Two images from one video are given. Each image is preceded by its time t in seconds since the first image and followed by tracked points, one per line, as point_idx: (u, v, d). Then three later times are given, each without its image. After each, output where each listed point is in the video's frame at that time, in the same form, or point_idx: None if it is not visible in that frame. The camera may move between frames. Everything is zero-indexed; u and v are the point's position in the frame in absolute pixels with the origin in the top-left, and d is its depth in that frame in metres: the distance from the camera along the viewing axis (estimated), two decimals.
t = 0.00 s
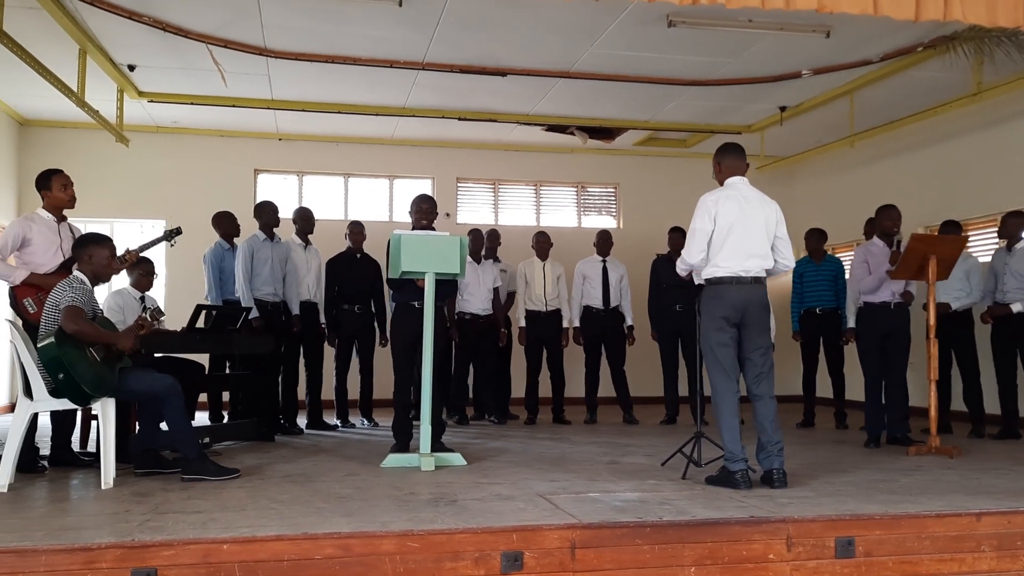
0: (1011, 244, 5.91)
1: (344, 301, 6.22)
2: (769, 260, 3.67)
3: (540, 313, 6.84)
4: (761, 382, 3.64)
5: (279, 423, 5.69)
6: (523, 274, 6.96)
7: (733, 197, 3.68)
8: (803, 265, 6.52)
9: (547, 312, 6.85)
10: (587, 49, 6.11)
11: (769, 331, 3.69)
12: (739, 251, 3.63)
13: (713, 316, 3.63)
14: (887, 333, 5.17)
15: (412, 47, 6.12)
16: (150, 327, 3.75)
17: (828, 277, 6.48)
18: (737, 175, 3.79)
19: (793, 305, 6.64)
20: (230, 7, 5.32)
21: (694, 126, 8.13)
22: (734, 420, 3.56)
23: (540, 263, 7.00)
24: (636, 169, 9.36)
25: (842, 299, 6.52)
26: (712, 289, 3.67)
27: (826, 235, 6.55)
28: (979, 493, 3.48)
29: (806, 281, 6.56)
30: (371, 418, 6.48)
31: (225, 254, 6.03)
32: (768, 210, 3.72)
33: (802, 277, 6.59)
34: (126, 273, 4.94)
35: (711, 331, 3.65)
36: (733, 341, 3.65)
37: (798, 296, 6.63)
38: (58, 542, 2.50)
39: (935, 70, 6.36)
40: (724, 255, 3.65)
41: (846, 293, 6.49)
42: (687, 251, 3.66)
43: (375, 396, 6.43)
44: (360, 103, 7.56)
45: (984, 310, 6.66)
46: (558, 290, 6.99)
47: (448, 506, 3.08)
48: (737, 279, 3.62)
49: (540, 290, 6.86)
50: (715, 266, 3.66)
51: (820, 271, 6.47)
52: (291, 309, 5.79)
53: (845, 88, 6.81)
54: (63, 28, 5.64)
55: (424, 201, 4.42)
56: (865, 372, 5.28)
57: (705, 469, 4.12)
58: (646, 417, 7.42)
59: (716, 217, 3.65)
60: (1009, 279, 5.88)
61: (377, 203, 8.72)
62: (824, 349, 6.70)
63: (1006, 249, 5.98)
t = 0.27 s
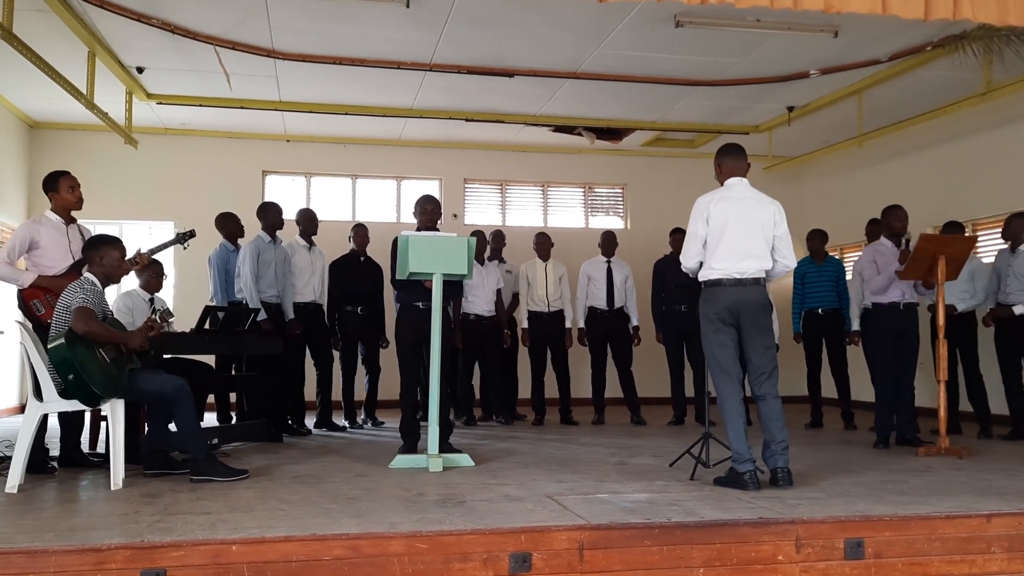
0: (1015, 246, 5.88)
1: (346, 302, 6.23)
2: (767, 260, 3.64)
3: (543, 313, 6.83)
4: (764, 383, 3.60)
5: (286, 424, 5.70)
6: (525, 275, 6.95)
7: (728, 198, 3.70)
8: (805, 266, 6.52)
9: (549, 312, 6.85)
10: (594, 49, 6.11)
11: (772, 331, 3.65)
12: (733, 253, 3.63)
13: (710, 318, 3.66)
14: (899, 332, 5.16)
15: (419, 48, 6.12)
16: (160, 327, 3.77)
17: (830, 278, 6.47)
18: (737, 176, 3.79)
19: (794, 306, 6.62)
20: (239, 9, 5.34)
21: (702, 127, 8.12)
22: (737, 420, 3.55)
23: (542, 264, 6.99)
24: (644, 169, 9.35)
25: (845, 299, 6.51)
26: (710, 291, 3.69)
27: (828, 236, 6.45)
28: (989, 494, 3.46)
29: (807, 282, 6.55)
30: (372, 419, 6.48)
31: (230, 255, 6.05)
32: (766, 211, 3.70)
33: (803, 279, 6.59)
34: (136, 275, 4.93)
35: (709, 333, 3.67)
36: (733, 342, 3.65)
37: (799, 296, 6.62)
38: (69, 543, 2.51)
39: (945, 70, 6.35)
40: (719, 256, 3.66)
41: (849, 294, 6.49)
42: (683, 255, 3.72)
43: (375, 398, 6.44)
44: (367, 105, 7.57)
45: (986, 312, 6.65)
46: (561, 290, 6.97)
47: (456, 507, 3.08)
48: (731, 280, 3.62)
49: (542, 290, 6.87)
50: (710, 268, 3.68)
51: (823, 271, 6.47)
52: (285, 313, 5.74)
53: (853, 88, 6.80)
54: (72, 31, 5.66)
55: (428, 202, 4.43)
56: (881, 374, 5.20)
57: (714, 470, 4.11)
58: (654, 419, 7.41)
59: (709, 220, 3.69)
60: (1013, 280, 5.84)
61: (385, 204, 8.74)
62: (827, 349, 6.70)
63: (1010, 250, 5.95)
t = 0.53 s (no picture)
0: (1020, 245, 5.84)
1: (351, 303, 6.23)
2: (766, 259, 3.62)
3: (546, 314, 6.84)
4: (769, 383, 3.58)
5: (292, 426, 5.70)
6: (528, 275, 6.93)
7: (725, 198, 3.70)
8: (807, 267, 6.51)
9: (553, 313, 6.85)
10: (600, 50, 6.10)
11: (777, 330, 3.62)
12: (731, 253, 3.63)
13: (713, 318, 3.67)
14: (908, 333, 5.13)
15: (425, 49, 6.13)
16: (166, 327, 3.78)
17: (833, 278, 6.45)
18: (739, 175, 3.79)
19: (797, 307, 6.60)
20: (245, 10, 5.34)
21: (708, 127, 8.10)
22: (742, 422, 3.54)
23: (545, 265, 6.95)
24: (649, 170, 9.34)
25: (848, 301, 6.51)
26: (712, 292, 3.69)
27: (830, 236, 6.48)
28: (998, 495, 3.45)
29: (810, 283, 6.53)
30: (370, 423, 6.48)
31: (234, 257, 6.05)
32: (766, 208, 3.68)
33: (806, 279, 6.56)
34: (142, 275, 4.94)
35: (713, 334, 3.68)
36: (736, 341, 3.64)
37: (801, 297, 6.60)
38: (75, 544, 2.51)
39: (952, 69, 6.32)
40: (718, 256, 3.66)
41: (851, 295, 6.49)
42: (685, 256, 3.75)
43: (372, 402, 6.46)
44: (373, 106, 7.57)
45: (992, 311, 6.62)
46: (564, 291, 6.92)
47: (462, 508, 3.08)
48: (730, 280, 3.62)
49: (545, 291, 6.86)
50: (710, 268, 3.68)
51: (825, 272, 6.46)
52: (287, 313, 5.73)
53: (860, 88, 6.78)
54: (78, 32, 5.67)
55: (430, 204, 4.45)
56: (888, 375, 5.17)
57: (719, 470, 4.10)
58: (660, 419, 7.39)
59: (707, 221, 3.70)
60: (1018, 281, 5.78)
61: (390, 205, 8.74)
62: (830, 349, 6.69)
63: (1015, 250, 5.91)
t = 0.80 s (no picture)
0: None
1: (356, 304, 6.22)
2: (776, 260, 3.62)
3: (549, 315, 6.83)
4: (775, 385, 3.57)
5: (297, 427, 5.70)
6: (531, 277, 6.91)
7: (734, 200, 3.69)
8: (812, 268, 6.52)
9: (556, 315, 6.85)
10: (605, 51, 6.10)
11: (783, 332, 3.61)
12: (741, 254, 3.62)
13: (720, 319, 3.66)
14: (911, 333, 5.12)
15: (429, 51, 6.13)
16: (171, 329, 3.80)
17: (838, 279, 6.45)
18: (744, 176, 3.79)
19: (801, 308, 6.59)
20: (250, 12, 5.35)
21: (713, 128, 8.09)
22: (748, 423, 3.54)
23: (548, 267, 6.97)
24: (654, 171, 9.34)
25: (852, 301, 6.48)
26: (720, 293, 3.68)
27: (834, 237, 6.42)
28: (1004, 496, 3.44)
29: (814, 284, 6.54)
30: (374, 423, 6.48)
31: (238, 258, 6.05)
32: (774, 210, 3.68)
33: (811, 280, 6.57)
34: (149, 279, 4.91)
35: (720, 335, 3.67)
36: (743, 343, 3.63)
37: (806, 298, 6.58)
38: (81, 545, 2.51)
39: (957, 70, 6.31)
40: (727, 258, 3.65)
41: (856, 295, 6.47)
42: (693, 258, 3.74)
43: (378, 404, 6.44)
44: (378, 108, 7.58)
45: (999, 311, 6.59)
46: (568, 292, 6.97)
47: (467, 510, 3.08)
48: (740, 281, 3.61)
49: (549, 292, 6.86)
50: (719, 269, 3.67)
51: (830, 273, 6.46)
52: (293, 314, 5.72)
53: (865, 88, 6.76)
54: (83, 35, 5.68)
55: (433, 206, 4.44)
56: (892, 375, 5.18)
57: (725, 472, 4.09)
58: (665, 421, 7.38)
59: (716, 222, 3.69)
60: None
61: (395, 207, 8.75)
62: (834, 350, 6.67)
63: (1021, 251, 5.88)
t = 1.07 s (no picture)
0: None
1: (361, 305, 6.25)
2: (787, 262, 3.62)
3: (553, 316, 6.81)
4: (782, 386, 3.57)
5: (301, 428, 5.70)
6: (537, 278, 6.97)
7: (747, 200, 3.66)
8: (817, 269, 6.49)
9: (560, 315, 6.83)
10: (608, 51, 6.10)
11: (790, 334, 3.62)
12: (753, 255, 3.61)
13: (729, 320, 3.64)
14: (916, 334, 5.11)
15: (433, 52, 6.13)
16: (175, 332, 3.81)
17: (842, 279, 6.43)
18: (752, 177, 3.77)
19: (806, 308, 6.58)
20: (253, 13, 5.35)
21: (716, 129, 8.09)
22: (755, 423, 3.53)
23: (554, 267, 6.99)
24: (657, 171, 9.33)
25: (858, 301, 6.46)
26: (729, 293, 3.65)
27: (837, 237, 6.45)
28: (1010, 497, 3.43)
29: (819, 284, 6.52)
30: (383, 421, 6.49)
31: (243, 259, 6.06)
32: (785, 212, 3.67)
33: (815, 281, 6.54)
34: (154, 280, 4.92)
35: (728, 335, 3.65)
36: (751, 344, 3.62)
37: (810, 297, 6.57)
38: (86, 546, 2.51)
39: (962, 70, 6.29)
40: (740, 259, 3.63)
41: (861, 296, 6.45)
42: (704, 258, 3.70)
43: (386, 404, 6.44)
44: (382, 109, 7.58)
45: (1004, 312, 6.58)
46: (573, 293, 6.94)
47: (472, 511, 3.07)
48: (752, 282, 3.59)
49: (553, 293, 6.85)
50: (730, 270, 3.65)
51: (835, 274, 6.44)
52: (296, 314, 5.72)
53: (869, 88, 6.74)
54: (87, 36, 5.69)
55: (433, 206, 4.45)
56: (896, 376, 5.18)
57: (729, 473, 4.08)
58: (669, 421, 7.37)
59: (729, 223, 3.66)
60: None
61: (398, 208, 8.75)
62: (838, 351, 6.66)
63: None
